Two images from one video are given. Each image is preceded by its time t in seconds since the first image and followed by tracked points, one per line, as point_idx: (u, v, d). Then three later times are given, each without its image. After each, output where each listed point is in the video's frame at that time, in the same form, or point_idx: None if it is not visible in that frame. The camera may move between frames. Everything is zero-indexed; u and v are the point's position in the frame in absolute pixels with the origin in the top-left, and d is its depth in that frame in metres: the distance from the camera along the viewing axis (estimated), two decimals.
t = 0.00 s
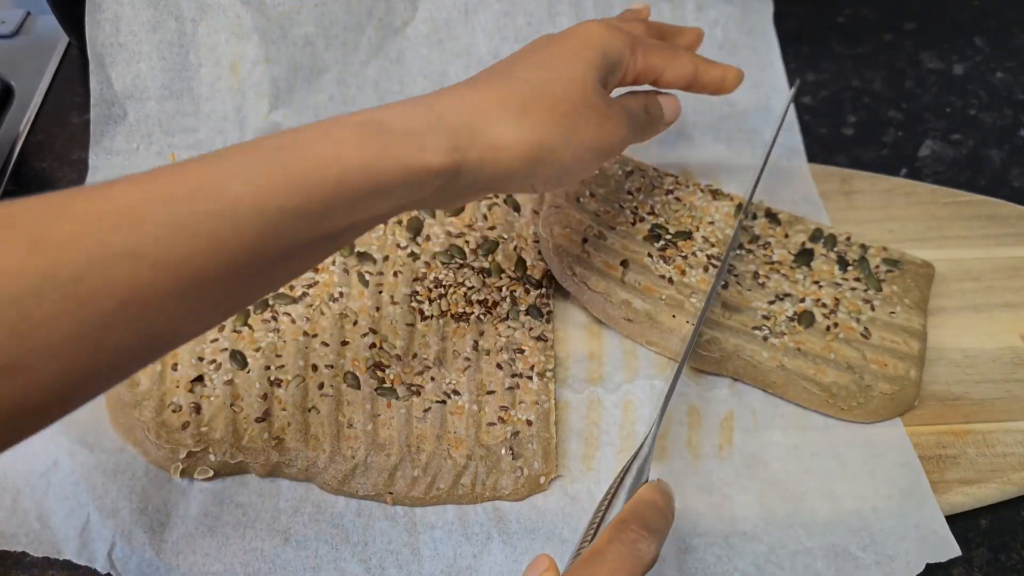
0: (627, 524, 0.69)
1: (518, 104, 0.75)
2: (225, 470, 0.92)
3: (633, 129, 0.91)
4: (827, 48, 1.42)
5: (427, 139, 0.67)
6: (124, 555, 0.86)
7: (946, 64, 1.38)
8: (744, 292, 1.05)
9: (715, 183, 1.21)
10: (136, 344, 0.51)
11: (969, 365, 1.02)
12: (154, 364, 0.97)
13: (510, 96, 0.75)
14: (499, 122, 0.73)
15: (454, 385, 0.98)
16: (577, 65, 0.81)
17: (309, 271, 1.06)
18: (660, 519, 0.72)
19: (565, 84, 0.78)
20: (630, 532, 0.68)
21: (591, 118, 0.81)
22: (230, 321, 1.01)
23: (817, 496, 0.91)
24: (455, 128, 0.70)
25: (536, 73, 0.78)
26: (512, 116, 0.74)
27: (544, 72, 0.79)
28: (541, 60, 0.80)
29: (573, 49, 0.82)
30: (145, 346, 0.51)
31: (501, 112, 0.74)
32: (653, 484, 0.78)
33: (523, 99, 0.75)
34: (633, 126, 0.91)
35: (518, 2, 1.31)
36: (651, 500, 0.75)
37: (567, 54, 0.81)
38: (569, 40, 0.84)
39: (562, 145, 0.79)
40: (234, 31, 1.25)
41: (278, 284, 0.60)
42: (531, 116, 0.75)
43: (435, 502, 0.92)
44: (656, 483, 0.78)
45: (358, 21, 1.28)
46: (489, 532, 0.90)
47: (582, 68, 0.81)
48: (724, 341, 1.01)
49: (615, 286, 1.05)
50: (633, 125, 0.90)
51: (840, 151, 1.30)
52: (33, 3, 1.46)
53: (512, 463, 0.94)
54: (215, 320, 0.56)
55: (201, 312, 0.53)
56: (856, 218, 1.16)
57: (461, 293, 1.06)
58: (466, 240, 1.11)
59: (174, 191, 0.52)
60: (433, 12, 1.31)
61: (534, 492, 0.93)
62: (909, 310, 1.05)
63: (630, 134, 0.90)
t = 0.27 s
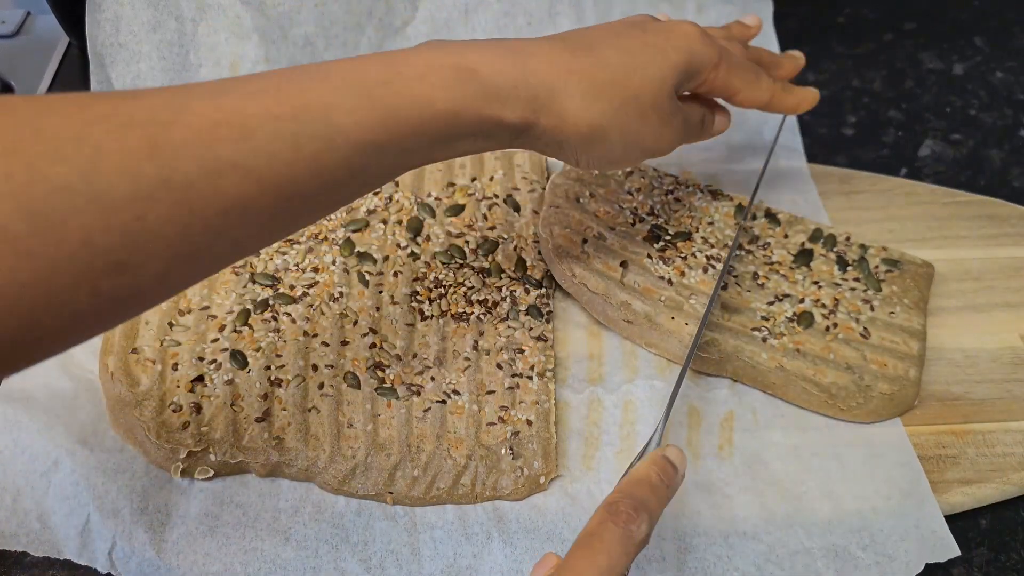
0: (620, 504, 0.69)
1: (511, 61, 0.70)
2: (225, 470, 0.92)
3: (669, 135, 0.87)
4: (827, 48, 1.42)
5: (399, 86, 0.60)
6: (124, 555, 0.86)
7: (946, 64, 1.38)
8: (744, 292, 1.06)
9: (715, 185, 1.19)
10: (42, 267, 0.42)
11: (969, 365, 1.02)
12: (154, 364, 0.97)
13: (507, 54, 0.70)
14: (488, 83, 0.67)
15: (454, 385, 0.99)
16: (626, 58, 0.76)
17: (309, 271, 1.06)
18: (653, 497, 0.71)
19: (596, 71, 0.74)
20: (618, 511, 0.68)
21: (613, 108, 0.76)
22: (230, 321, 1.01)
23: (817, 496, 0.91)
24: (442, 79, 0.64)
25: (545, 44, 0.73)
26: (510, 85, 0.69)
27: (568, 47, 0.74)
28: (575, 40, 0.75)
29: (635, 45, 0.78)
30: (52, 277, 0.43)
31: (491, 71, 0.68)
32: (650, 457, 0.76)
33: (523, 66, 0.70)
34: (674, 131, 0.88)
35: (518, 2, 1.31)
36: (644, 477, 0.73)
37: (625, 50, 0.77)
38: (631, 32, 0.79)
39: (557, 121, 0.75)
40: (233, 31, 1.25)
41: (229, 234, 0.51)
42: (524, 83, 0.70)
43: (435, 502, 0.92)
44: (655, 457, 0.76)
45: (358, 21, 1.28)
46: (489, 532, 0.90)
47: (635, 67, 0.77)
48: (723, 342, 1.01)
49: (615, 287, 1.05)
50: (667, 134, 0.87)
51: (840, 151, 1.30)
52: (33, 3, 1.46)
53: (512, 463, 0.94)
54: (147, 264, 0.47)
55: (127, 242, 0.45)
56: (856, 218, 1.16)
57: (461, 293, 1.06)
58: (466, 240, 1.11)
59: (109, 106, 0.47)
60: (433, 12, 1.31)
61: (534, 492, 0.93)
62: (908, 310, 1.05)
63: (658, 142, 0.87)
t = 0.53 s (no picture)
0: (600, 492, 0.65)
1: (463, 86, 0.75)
2: (226, 469, 0.92)
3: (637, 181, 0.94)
4: (827, 49, 1.42)
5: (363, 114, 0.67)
6: (125, 554, 0.86)
7: (945, 64, 1.38)
8: (743, 294, 1.06)
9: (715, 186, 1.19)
10: (8, 250, 0.49)
11: (968, 365, 1.02)
12: (155, 364, 0.97)
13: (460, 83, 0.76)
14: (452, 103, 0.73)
15: (454, 385, 0.99)
16: (603, 116, 0.83)
17: (310, 271, 1.07)
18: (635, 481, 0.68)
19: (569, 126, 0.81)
20: (597, 498, 0.64)
21: (575, 160, 0.83)
22: (231, 321, 1.02)
23: (816, 496, 0.92)
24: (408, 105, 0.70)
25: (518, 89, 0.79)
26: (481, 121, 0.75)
27: (541, 100, 0.80)
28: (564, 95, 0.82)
29: (618, 105, 0.85)
30: (19, 259, 0.49)
31: (460, 103, 0.74)
32: (629, 439, 0.71)
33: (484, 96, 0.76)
34: (641, 181, 0.94)
35: (518, 3, 1.31)
36: (619, 461, 0.69)
37: (604, 109, 0.84)
38: (622, 93, 0.86)
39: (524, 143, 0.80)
40: (234, 31, 1.25)
41: (196, 228, 0.57)
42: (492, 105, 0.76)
43: (435, 502, 0.92)
44: (635, 438, 0.71)
45: (359, 21, 1.28)
46: (489, 531, 0.91)
47: (609, 124, 0.84)
48: (721, 344, 1.01)
49: (615, 290, 1.06)
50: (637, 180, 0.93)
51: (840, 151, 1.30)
52: (33, 3, 1.46)
53: (512, 463, 0.94)
54: (113, 251, 0.53)
55: (89, 226, 0.51)
56: (855, 218, 1.16)
57: (461, 293, 1.06)
58: (466, 240, 1.11)
59: (100, 107, 0.54)
60: (434, 12, 1.32)
61: (534, 492, 0.93)
62: (908, 311, 1.05)
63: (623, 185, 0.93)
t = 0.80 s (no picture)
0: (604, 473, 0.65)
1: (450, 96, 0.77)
2: (226, 469, 0.92)
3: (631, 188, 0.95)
4: (827, 48, 1.42)
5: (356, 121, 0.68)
6: (125, 554, 0.86)
7: (945, 64, 1.38)
8: (744, 295, 1.06)
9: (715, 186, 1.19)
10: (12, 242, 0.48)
11: (968, 364, 1.02)
12: (155, 364, 0.97)
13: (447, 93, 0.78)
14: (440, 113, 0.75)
15: (454, 384, 0.99)
16: (596, 126, 0.85)
17: (310, 271, 1.07)
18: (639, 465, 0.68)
19: (556, 134, 0.83)
20: (600, 479, 0.65)
21: (571, 168, 0.86)
22: (230, 321, 1.02)
23: (817, 497, 0.92)
24: (397, 114, 0.72)
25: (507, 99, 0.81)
26: (467, 131, 0.77)
27: (529, 110, 0.82)
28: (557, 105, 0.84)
29: (611, 115, 0.86)
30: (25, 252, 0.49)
31: (451, 116, 0.76)
32: (635, 425, 0.72)
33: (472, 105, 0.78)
34: (634, 188, 0.95)
35: (518, 3, 1.31)
36: (623, 444, 0.70)
37: (597, 120, 0.85)
38: (616, 102, 0.88)
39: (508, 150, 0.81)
40: (234, 31, 1.25)
41: (200, 227, 0.57)
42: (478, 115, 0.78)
43: (435, 502, 0.92)
44: (640, 424, 0.72)
45: (358, 21, 1.28)
46: (489, 531, 0.91)
47: (601, 135, 0.85)
48: (723, 343, 1.01)
49: (616, 289, 1.06)
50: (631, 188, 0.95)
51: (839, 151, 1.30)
52: (33, 3, 1.46)
53: (512, 463, 0.94)
54: (114, 250, 0.53)
55: (96, 224, 0.52)
56: (855, 218, 1.16)
57: (462, 293, 1.06)
58: (466, 240, 1.11)
59: (105, 110, 0.55)
60: (434, 12, 1.31)
61: (534, 492, 0.93)
62: (909, 313, 1.05)
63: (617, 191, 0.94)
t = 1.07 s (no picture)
0: (615, 411, 0.65)
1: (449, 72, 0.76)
2: (226, 469, 0.92)
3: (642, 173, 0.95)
4: (827, 49, 1.42)
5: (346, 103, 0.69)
6: (125, 554, 0.86)
7: (945, 65, 1.38)
8: (744, 294, 1.06)
9: (715, 188, 1.19)
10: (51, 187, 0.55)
11: (968, 364, 1.02)
12: (155, 364, 0.97)
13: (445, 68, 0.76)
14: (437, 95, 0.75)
15: (454, 384, 0.99)
16: (614, 112, 0.85)
17: (310, 271, 1.07)
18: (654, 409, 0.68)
19: (569, 117, 0.83)
20: (612, 416, 0.64)
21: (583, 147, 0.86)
22: (230, 321, 1.02)
23: (816, 496, 0.92)
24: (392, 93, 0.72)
25: (518, 75, 0.80)
26: (462, 110, 0.76)
27: (533, 89, 0.80)
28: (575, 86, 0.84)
29: (629, 99, 0.87)
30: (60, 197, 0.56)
31: (478, 89, 0.77)
32: (650, 376, 0.72)
33: (470, 82, 0.77)
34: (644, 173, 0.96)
35: (518, 3, 1.31)
36: (640, 392, 0.69)
37: (616, 105, 0.85)
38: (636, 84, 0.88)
39: (502, 129, 0.81)
40: (233, 31, 1.25)
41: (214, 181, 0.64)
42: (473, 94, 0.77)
43: (435, 501, 0.92)
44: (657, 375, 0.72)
45: (358, 22, 1.28)
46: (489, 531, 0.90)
47: (619, 117, 0.86)
48: (723, 342, 1.01)
49: (617, 287, 1.06)
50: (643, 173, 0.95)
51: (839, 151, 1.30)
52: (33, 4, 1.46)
53: (512, 462, 0.94)
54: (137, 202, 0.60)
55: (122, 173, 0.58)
56: (855, 217, 1.16)
57: (462, 293, 1.06)
58: (466, 240, 1.11)
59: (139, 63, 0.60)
60: (434, 13, 1.32)
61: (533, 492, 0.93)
62: (909, 312, 1.05)
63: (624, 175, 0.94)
